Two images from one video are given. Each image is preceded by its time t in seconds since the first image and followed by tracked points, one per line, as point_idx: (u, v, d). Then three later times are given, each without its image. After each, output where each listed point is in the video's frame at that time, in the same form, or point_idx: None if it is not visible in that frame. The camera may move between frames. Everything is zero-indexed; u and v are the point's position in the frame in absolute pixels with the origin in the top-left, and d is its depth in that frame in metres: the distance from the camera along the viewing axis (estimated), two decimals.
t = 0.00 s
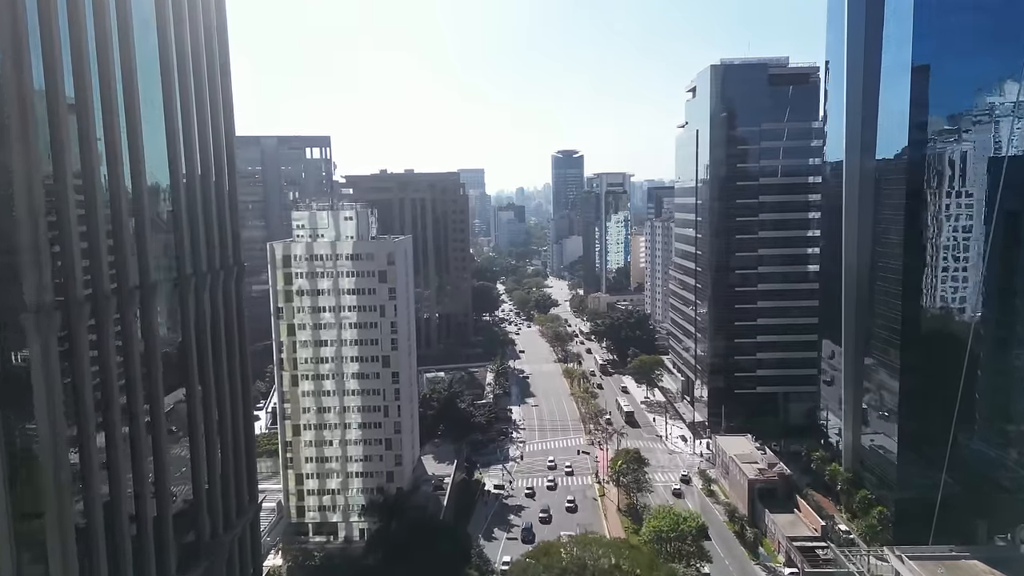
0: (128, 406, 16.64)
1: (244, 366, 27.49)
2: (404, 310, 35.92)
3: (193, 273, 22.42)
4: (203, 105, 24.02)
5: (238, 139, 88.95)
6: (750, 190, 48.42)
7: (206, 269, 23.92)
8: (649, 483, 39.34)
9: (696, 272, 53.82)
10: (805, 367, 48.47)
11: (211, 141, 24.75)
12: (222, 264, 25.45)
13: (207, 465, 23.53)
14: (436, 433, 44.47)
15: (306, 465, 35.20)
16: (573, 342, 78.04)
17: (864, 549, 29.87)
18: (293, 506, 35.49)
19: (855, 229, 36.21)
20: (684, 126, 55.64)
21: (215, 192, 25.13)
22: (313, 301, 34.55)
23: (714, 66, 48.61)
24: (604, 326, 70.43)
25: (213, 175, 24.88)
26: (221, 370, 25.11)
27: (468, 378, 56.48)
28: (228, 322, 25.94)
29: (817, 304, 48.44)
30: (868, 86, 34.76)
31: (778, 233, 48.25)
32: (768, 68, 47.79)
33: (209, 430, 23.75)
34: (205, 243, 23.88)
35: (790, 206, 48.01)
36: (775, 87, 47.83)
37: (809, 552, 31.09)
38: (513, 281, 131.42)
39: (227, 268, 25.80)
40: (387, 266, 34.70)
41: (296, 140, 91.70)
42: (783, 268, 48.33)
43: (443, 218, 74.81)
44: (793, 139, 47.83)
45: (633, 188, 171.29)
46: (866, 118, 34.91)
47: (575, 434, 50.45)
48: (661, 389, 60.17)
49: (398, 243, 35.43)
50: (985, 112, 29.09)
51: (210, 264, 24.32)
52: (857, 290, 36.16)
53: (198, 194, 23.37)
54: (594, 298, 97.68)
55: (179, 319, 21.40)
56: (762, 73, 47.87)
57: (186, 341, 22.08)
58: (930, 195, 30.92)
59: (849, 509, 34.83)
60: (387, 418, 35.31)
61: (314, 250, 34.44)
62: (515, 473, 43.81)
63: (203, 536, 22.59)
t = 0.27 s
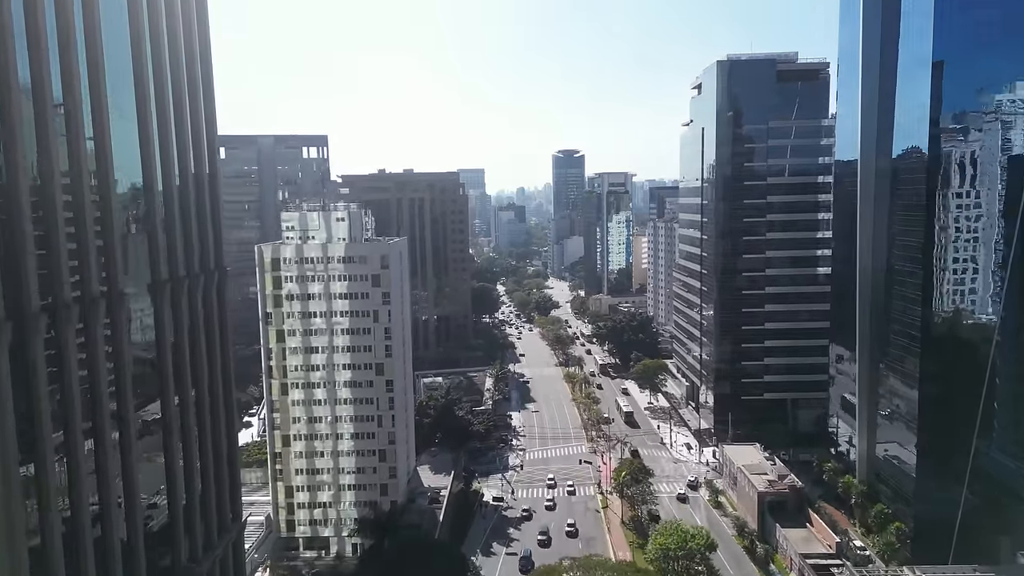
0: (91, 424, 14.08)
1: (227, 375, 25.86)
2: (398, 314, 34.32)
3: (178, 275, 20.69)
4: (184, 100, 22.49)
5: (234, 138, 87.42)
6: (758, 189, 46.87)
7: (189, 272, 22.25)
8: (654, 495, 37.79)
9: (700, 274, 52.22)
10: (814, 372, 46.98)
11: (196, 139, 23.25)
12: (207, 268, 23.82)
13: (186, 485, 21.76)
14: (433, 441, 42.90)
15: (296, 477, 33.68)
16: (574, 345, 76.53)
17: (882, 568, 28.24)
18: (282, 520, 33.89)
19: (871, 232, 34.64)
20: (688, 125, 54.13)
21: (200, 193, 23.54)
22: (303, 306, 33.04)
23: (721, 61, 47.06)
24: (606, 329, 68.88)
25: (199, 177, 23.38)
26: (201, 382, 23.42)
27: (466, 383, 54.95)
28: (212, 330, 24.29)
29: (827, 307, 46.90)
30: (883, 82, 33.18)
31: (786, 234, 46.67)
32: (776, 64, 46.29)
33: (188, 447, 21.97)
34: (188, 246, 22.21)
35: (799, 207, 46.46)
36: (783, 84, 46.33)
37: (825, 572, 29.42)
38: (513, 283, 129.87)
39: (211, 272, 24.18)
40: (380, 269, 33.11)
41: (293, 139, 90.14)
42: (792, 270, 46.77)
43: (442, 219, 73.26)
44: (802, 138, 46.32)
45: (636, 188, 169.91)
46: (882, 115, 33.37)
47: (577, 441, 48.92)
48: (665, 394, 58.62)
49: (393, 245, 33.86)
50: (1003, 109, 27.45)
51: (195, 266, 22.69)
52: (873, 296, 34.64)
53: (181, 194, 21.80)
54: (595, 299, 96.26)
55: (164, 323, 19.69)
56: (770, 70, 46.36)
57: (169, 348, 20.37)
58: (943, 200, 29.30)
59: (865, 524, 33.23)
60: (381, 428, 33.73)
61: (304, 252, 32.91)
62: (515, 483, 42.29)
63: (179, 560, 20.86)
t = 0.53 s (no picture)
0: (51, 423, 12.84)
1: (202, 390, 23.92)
2: (392, 320, 32.76)
3: (151, 279, 18.80)
4: (165, 97, 20.95)
5: (229, 137, 85.91)
6: (766, 189, 45.32)
7: (164, 279, 20.40)
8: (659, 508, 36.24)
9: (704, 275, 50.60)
10: (824, 378, 45.51)
11: (176, 138, 21.68)
12: (185, 274, 22.07)
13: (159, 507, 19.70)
14: (429, 451, 41.37)
15: (286, 490, 32.18)
16: (575, 348, 75.06)
17: None
18: (272, 535, 32.30)
19: (887, 234, 33.09)
20: (693, 122, 52.57)
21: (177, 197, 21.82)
22: (293, 311, 31.54)
23: (727, 56, 45.51)
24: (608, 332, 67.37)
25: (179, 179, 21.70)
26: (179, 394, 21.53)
27: (465, 388, 53.41)
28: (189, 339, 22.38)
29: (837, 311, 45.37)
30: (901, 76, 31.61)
31: (795, 235, 45.14)
32: (784, 59, 44.76)
33: (165, 465, 19.94)
34: (162, 249, 20.31)
35: (808, 207, 44.95)
36: (793, 80, 44.80)
37: None
38: (513, 283, 128.41)
39: (188, 277, 22.40)
40: (373, 273, 31.58)
41: (289, 138, 88.59)
42: (801, 273, 45.24)
43: (441, 219, 71.72)
44: (811, 136, 44.79)
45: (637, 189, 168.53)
46: (899, 110, 31.81)
47: (579, 449, 47.38)
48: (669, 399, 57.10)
49: (386, 247, 32.34)
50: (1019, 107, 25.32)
51: (172, 272, 20.91)
52: (889, 301, 33.13)
53: (156, 196, 20.04)
54: (596, 301, 94.83)
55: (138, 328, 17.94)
56: (779, 65, 44.80)
57: (141, 356, 18.46)
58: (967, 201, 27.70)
59: (882, 541, 31.67)
60: (374, 438, 32.24)
61: (293, 255, 31.36)
62: (515, 494, 40.78)
63: None
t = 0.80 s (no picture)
0: None
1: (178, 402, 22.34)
2: (385, 325, 31.25)
3: (115, 283, 17.55)
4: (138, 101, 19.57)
5: (224, 136, 84.43)
6: (775, 188, 43.74)
7: (137, 283, 18.93)
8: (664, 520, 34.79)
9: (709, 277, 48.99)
10: (834, 384, 43.99)
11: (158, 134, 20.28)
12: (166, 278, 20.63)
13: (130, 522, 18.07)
14: (426, 460, 39.80)
15: (274, 504, 30.69)
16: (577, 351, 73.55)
17: None
18: (260, 551, 30.80)
19: (905, 237, 31.51)
20: (698, 120, 51.07)
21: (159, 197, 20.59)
22: (281, 317, 30.07)
23: (734, 51, 43.95)
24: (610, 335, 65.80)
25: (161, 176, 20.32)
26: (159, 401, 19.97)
27: (463, 394, 51.94)
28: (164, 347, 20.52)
29: (848, 315, 43.81)
30: (920, 69, 30.13)
31: (804, 237, 43.60)
32: (793, 54, 43.25)
33: (139, 481, 18.38)
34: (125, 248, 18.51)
35: (818, 207, 43.42)
36: (804, 76, 43.34)
37: None
38: (514, 284, 126.91)
39: (166, 281, 20.91)
40: (365, 277, 30.05)
41: (285, 137, 87.10)
42: (810, 275, 43.71)
43: (439, 220, 70.22)
44: (823, 133, 43.23)
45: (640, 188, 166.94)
46: (918, 105, 30.27)
47: (580, 458, 45.85)
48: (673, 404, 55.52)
49: (379, 249, 30.83)
50: None
51: (147, 276, 19.48)
52: (907, 306, 31.57)
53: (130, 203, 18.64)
54: (598, 302, 93.32)
55: (100, 338, 16.67)
56: (789, 60, 43.34)
57: (108, 363, 17.21)
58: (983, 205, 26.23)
59: (899, 558, 30.13)
60: (366, 450, 30.71)
61: (281, 257, 29.88)
62: (514, 505, 39.25)
63: None
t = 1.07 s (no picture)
0: None
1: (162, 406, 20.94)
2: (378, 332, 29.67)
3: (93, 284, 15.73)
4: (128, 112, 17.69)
5: (219, 135, 82.93)
6: (784, 188, 42.20)
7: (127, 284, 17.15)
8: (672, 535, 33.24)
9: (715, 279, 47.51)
10: (845, 391, 42.45)
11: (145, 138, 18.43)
12: (158, 281, 18.55)
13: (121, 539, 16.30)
14: (422, 471, 38.26)
15: (261, 520, 29.24)
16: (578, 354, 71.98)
17: None
18: (246, 568, 29.49)
19: (925, 240, 29.95)
20: (704, 118, 49.50)
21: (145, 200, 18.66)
22: (268, 323, 28.58)
23: (743, 46, 42.38)
24: (613, 339, 64.26)
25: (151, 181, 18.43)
26: (158, 403, 18.65)
27: (461, 400, 50.48)
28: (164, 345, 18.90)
29: (861, 319, 42.27)
30: (938, 63, 28.60)
31: (815, 238, 42.05)
32: (804, 48, 41.68)
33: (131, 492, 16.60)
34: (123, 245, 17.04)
35: (829, 207, 41.87)
36: (814, 71, 41.76)
37: None
38: (514, 285, 125.37)
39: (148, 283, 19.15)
40: (356, 281, 28.50)
41: (281, 136, 85.60)
42: (821, 278, 42.18)
43: (437, 220, 68.70)
44: (830, 131, 41.71)
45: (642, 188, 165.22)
46: (938, 101, 28.72)
47: (583, 467, 44.35)
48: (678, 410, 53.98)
49: (372, 252, 29.27)
50: None
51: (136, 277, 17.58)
52: (927, 312, 30.02)
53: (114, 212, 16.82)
54: (600, 303, 91.72)
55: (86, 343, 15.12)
56: (799, 55, 41.76)
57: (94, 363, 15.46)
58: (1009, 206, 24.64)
59: None
60: (358, 463, 29.16)
61: (268, 261, 28.39)
62: (514, 517, 37.75)
63: None
